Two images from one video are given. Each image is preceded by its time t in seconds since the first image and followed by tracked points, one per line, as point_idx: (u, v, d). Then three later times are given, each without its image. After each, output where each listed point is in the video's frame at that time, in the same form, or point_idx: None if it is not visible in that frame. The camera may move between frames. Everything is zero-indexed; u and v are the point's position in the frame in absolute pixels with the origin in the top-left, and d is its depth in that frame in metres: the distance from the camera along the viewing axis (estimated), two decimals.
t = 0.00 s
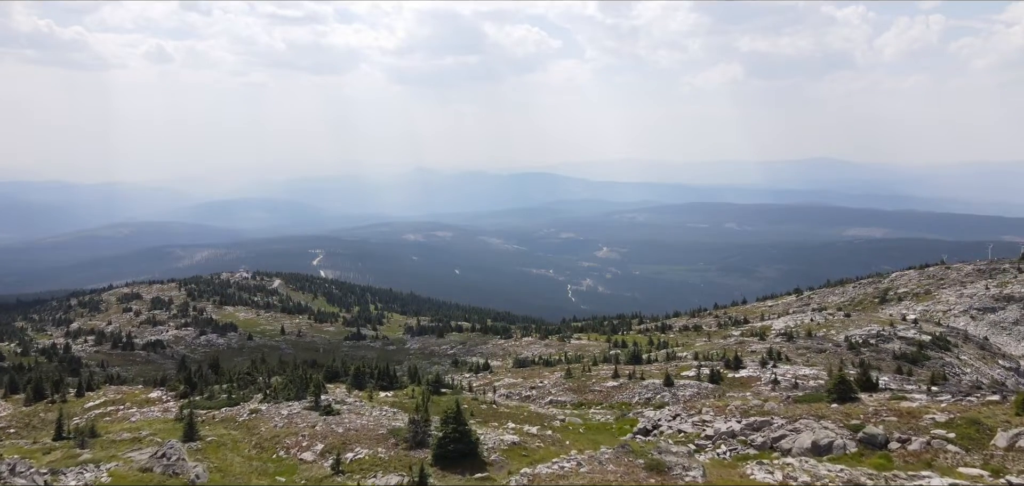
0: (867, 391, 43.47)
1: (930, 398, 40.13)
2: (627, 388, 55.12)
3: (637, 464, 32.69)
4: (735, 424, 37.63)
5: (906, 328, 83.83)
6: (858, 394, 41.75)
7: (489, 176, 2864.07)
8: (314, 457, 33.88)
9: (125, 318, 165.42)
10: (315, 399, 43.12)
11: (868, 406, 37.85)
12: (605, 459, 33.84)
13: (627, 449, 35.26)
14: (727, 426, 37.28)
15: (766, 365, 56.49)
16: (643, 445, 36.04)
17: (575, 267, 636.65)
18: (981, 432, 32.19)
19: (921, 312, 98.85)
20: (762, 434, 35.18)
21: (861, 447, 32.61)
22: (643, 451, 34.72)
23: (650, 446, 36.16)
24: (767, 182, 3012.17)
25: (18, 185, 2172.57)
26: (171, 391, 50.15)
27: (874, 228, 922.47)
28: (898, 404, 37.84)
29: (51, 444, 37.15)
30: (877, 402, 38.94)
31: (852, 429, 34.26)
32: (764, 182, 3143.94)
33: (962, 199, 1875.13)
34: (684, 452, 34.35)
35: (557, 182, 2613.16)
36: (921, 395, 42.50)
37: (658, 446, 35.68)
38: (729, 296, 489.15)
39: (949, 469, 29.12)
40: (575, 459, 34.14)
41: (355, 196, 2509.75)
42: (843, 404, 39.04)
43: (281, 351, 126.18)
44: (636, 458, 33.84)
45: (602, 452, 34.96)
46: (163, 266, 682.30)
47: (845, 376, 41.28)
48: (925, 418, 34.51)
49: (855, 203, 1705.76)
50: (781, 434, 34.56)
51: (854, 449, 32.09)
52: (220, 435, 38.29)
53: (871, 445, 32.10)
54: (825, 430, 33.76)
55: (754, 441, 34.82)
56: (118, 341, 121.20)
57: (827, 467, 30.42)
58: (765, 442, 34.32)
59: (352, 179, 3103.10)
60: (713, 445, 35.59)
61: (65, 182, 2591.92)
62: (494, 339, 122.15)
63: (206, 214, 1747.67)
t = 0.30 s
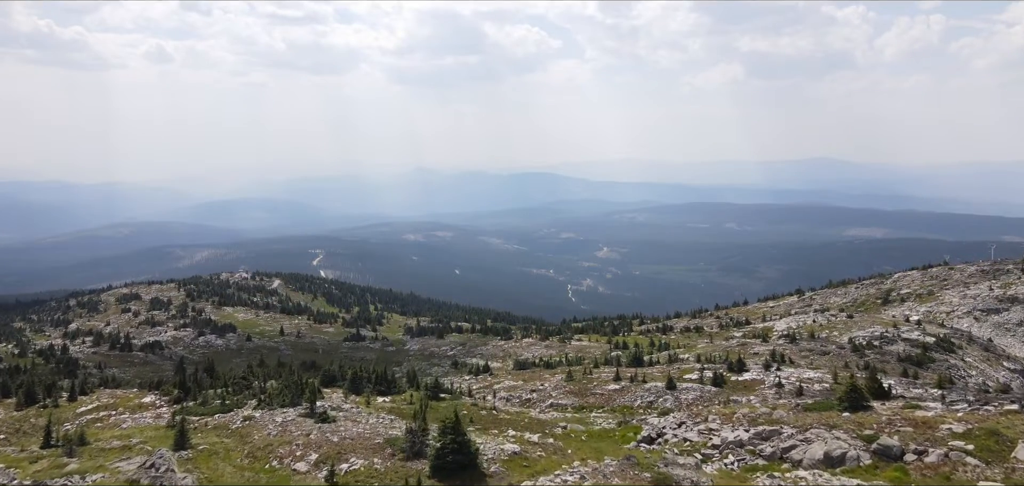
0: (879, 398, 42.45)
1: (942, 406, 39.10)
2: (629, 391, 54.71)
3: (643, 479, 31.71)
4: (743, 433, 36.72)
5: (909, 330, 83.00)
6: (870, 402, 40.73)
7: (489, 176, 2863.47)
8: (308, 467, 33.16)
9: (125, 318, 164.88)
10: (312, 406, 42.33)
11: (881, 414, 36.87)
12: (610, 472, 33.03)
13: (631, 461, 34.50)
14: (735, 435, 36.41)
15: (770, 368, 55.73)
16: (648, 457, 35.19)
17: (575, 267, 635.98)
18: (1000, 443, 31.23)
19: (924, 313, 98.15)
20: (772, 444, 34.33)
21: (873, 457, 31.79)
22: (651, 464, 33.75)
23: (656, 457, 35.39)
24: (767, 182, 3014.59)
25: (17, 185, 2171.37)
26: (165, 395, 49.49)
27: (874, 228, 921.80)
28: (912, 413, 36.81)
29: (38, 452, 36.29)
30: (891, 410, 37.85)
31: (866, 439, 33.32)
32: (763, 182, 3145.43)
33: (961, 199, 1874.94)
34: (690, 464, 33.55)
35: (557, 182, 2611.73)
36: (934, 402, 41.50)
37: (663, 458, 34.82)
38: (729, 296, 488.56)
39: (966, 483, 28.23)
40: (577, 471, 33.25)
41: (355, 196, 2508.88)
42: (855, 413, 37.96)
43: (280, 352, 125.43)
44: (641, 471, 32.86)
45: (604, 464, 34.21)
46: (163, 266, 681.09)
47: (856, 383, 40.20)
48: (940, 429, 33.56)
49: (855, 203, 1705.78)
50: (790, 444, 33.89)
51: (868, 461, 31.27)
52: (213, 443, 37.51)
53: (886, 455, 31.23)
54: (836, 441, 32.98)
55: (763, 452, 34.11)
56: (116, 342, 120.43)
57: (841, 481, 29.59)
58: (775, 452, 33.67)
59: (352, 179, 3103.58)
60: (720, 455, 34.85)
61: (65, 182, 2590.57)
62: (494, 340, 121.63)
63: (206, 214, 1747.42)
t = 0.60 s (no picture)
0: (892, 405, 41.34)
1: (959, 416, 37.95)
2: (631, 394, 54.08)
3: None
4: (751, 443, 35.77)
5: (913, 331, 82.27)
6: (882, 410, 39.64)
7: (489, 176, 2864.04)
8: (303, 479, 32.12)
9: (123, 319, 164.10)
10: (306, 413, 41.47)
11: (896, 424, 35.69)
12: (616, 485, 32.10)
13: (636, 472, 33.59)
14: (743, 445, 35.47)
15: (774, 372, 54.96)
16: (652, 469, 34.26)
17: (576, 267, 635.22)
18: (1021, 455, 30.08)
19: (927, 315, 97.40)
20: (781, 454, 33.34)
21: (889, 469, 30.66)
22: (655, 477, 32.91)
23: (663, 468, 34.42)
24: (766, 182, 3017.89)
25: (18, 185, 2172.41)
26: (158, 400, 48.66)
27: (874, 228, 921.50)
28: (928, 424, 35.72)
29: (24, 461, 35.64)
30: (905, 419, 36.79)
31: (880, 450, 32.26)
32: (762, 182, 3147.49)
33: (961, 199, 1877.13)
34: (696, 477, 32.64)
35: (557, 183, 2612.60)
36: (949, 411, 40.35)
37: (668, 470, 33.89)
38: (730, 295, 488.23)
39: None
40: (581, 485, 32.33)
41: (355, 196, 2509.42)
42: (868, 422, 36.95)
43: (279, 354, 124.51)
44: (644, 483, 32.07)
45: (610, 477, 33.21)
46: (163, 266, 680.14)
47: (868, 390, 39.07)
48: (959, 440, 32.51)
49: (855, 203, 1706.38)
50: (802, 455, 32.72)
51: (884, 473, 30.06)
52: (205, 452, 36.67)
53: (902, 467, 30.16)
54: (848, 452, 31.92)
55: (772, 463, 33.16)
56: (114, 344, 119.77)
57: None
58: (785, 463, 32.57)
59: (352, 179, 3104.38)
60: (727, 467, 34.03)
61: (65, 182, 2590.78)
62: (495, 342, 120.60)
63: (206, 214, 1748.18)
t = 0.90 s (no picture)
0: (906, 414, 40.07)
1: (975, 425, 36.92)
2: (632, 397, 53.38)
3: None
4: (759, 454, 34.63)
5: (916, 333, 81.57)
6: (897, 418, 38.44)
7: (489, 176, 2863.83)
8: None
9: (121, 320, 163.27)
10: (300, 421, 40.81)
11: (911, 435, 34.65)
12: None
13: None
14: (750, 455, 34.47)
15: (778, 374, 54.12)
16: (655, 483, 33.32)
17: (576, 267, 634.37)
18: None
19: (931, 316, 96.59)
20: (790, 465, 32.30)
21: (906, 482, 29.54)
22: None
23: (667, 481, 33.66)
24: (766, 182, 3019.67)
25: (17, 185, 2171.26)
26: (151, 405, 47.91)
27: (874, 228, 920.27)
28: (943, 433, 34.80)
29: (10, 470, 34.89)
30: (920, 429, 35.75)
31: (893, 462, 31.30)
32: (762, 182, 3148.50)
33: (961, 199, 1877.33)
34: None
35: (557, 183, 2612.54)
36: (961, 418, 39.55)
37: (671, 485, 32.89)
38: (730, 295, 487.60)
39: None
40: None
41: (355, 196, 2508.75)
42: (882, 433, 35.82)
43: (277, 355, 123.70)
44: None
45: None
46: (162, 266, 678.85)
47: (882, 399, 37.89)
48: (978, 452, 31.50)
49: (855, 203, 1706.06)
50: (814, 466, 31.50)
51: None
52: (195, 462, 35.93)
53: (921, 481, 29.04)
54: (865, 464, 30.68)
55: (781, 474, 32.16)
56: (112, 345, 119.12)
57: None
58: (796, 475, 31.42)
59: (352, 179, 3103.70)
60: (735, 477, 33.10)
61: (65, 182, 2589.05)
62: (494, 343, 119.86)
63: (206, 214, 1746.77)
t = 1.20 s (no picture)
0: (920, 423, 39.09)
1: (991, 436, 35.99)
2: (634, 401, 52.74)
3: None
4: (769, 466, 33.52)
5: (921, 335, 80.70)
6: (911, 428, 37.37)
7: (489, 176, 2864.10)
8: None
9: (120, 321, 162.76)
10: (294, 429, 39.99)
11: (928, 447, 33.63)
12: None
13: None
14: (761, 467, 33.30)
15: (782, 377, 53.39)
16: None
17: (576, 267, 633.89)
18: None
19: (935, 317, 95.90)
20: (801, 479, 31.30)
21: None
22: None
23: None
24: (766, 182, 3017.56)
25: (17, 185, 2171.52)
26: (143, 410, 47.10)
27: (875, 228, 919.53)
28: (961, 446, 33.78)
29: None
30: (936, 441, 34.79)
31: (910, 476, 30.28)
32: (762, 182, 3146.18)
33: (961, 199, 1876.11)
34: None
35: (557, 183, 2611.19)
36: (974, 427, 38.70)
37: None
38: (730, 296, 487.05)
39: None
40: None
41: (355, 196, 2507.66)
42: (896, 445, 34.81)
43: (276, 356, 123.00)
44: None
45: None
46: (162, 266, 678.45)
47: (896, 409, 36.82)
48: (998, 466, 30.56)
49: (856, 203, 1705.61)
50: (827, 482, 30.49)
51: None
52: (185, 473, 34.96)
53: None
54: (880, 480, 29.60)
55: None
56: (109, 346, 118.41)
57: None
58: None
59: (352, 179, 3104.26)
60: None
61: (65, 182, 2589.72)
62: (494, 344, 119.13)
63: (206, 214, 1747.31)
